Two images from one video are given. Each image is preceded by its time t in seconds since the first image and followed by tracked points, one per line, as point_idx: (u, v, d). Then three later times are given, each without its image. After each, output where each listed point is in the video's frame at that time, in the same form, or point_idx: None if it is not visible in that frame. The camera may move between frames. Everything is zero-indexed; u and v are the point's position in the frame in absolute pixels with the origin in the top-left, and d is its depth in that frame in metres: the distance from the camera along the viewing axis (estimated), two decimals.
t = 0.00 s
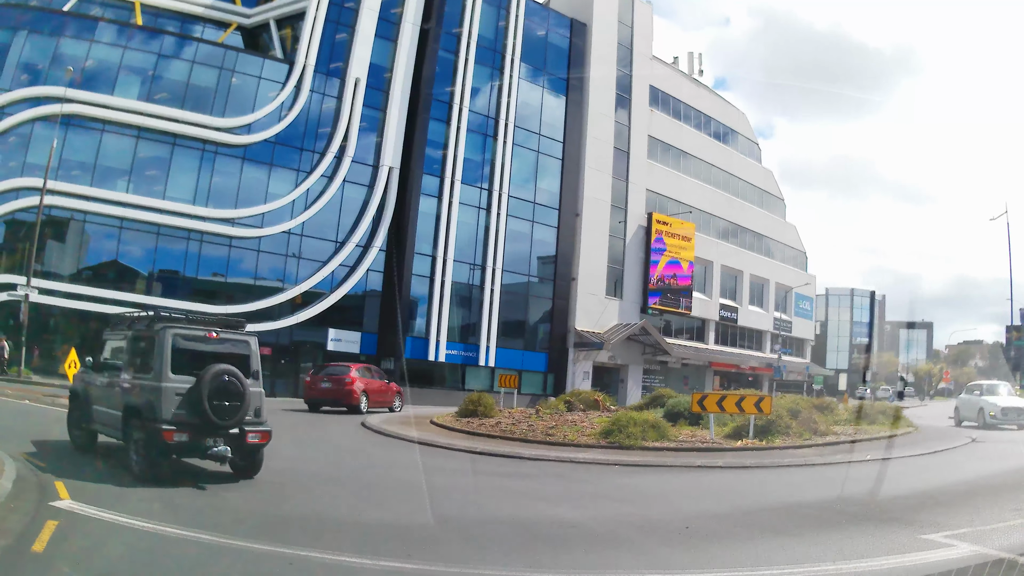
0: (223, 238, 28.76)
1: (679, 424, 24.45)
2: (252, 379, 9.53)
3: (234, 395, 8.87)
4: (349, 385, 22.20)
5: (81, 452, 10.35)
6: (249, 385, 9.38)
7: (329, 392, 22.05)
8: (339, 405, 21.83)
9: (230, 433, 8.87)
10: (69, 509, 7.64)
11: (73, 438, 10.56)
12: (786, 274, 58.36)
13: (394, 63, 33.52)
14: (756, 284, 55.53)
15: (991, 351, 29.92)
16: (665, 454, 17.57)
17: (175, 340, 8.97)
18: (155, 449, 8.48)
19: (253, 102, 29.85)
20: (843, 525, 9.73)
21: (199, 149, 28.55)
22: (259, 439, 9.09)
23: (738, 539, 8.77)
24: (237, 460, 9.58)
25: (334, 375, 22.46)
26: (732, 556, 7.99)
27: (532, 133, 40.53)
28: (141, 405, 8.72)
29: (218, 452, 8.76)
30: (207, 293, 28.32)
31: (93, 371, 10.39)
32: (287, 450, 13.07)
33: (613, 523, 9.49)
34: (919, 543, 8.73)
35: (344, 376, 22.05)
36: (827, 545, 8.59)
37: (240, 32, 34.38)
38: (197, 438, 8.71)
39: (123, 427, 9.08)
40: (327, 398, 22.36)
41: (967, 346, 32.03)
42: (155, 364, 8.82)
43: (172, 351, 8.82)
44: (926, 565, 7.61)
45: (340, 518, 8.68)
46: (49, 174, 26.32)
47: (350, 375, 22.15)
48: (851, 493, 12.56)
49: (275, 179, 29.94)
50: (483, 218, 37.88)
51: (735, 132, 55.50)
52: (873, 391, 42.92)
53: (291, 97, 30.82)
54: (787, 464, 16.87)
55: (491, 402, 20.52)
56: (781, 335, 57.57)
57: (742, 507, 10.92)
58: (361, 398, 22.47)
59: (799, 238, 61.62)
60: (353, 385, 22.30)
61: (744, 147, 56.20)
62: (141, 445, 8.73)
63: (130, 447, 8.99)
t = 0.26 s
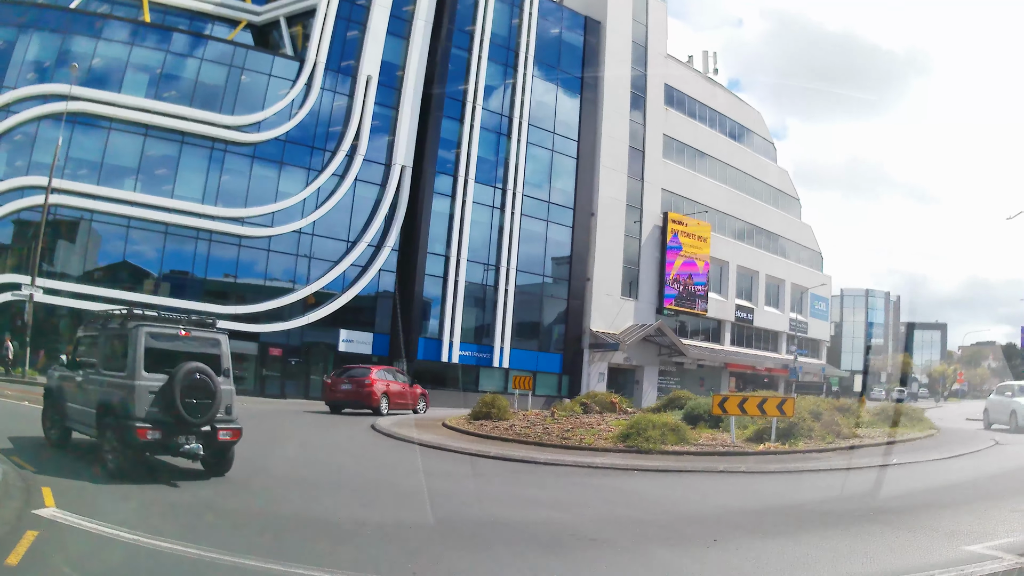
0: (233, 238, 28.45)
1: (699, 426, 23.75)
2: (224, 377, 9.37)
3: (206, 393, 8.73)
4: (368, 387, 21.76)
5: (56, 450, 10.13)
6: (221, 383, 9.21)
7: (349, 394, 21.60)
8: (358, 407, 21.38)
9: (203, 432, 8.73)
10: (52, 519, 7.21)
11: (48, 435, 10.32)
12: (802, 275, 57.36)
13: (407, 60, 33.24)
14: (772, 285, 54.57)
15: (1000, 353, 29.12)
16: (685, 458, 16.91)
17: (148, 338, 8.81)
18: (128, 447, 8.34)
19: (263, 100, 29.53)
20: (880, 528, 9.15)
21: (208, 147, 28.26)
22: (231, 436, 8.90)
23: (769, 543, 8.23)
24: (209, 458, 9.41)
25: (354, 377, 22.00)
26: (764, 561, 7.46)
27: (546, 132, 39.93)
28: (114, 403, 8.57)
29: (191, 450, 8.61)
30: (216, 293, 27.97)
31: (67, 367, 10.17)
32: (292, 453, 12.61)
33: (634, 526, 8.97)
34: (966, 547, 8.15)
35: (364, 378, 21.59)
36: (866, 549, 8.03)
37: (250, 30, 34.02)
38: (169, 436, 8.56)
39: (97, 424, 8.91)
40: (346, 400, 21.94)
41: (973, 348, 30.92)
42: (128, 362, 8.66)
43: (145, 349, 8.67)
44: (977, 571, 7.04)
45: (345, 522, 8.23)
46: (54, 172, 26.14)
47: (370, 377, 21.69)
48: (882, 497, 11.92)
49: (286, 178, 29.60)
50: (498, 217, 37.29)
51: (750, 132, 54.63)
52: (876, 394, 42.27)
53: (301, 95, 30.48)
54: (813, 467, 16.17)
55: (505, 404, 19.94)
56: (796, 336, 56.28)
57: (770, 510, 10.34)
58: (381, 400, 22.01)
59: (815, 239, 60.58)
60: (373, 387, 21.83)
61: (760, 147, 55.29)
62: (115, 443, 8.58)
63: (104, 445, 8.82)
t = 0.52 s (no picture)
0: (240, 237, 28.25)
1: (713, 429, 23.29)
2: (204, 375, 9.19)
3: (189, 391, 8.57)
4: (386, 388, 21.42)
5: (39, 447, 9.94)
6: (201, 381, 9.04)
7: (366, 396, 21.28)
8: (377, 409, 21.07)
9: (185, 430, 8.55)
10: (40, 523, 6.89)
11: (31, 431, 10.13)
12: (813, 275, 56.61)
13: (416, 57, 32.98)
14: (783, 286, 53.89)
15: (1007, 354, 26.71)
16: (700, 461, 16.49)
17: (131, 336, 8.65)
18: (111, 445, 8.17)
19: (270, 98, 29.30)
20: (890, 529, 8.86)
21: (215, 145, 28.06)
22: (211, 434, 8.77)
23: (774, 544, 7.96)
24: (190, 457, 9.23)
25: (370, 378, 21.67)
26: (769, 561, 7.21)
27: (556, 130, 39.52)
28: (97, 401, 8.40)
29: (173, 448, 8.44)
30: (224, 292, 27.76)
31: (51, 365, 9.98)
32: (295, 454, 12.35)
33: (646, 529, 8.61)
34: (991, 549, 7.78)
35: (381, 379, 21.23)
36: (873, 549, 7.78)
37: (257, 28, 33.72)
38: (151, 434, 8.39)
39: (81, 422, 8.75)
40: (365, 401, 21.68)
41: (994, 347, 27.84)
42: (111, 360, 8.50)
43: (128, 347, 8.51)
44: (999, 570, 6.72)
45: (343, 525, 7.92)
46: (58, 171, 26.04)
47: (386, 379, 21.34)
48: (906, 498, 11.48)
49: (294, 177, 29.40)
50: (508, 217, 36.89)
51: (761, 131, 54.01)
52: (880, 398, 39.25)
53: (309, 93, 30.24)
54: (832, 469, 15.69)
55: (516, 405, 19.58)
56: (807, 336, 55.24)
57: (784, 511, 10.00)
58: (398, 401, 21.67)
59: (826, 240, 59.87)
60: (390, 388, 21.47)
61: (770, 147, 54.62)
62: (99, 441, 8.41)
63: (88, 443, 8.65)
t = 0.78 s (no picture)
0: (251, 235, 27.93)
1: (734, 430, 22.59)
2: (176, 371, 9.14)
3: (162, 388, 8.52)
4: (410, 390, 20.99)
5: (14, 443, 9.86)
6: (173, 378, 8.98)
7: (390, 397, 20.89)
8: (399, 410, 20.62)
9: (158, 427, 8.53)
10: (18, 535, 6.49)
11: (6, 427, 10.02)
12: (830, 275, 54.91)
13: (428, 54, 32.63)
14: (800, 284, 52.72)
15: None
16: (722, 463, 15.94)
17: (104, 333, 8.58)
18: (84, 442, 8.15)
19: (280, 95, 28.99)
20: (892, 530, 8.71)
21: (224, 143, 27.79)
22: (183, 431, 8.73)
23: (802, 551, 7.44)
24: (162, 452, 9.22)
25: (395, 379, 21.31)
26: (762, 560, 7.11)
27: (570, 128, 38.88)
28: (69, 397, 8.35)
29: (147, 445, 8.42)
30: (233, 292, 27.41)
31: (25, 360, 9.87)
32: (299, 457, 12.02)
33: (665, 535, 8.13)
34: (1001, 550, 7.57)
35: (404, 379, 20.82)
36: (885, 552, 7.50)
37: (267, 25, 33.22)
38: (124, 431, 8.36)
39: (55, 418, 8.69)
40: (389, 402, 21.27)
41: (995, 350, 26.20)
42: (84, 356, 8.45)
43: (101, 344, 8.46)
44: (998, 570, 6.58)
45: (343, 532, 7.50)
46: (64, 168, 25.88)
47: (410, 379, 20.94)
48: (943, 502, 10.85)
49: (304, 175, 29.05)
50: (523, 215, 36.33)
51: (777, 129, 53.07)
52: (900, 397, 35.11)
53: (320, 90, 29.87)
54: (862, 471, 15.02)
55: (531, 407, 19.04)
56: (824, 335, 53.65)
57: (798, 513, 9.69)
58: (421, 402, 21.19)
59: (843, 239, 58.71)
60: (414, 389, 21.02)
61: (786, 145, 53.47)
62: (72, 438, 8.38)
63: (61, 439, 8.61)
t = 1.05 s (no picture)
0: (261, 234, 27.60)
1: (757, 432, 21.86)
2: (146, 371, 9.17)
3: (133, 385, 8.57)
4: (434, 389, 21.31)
5: None
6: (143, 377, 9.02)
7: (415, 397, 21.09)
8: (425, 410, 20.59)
9: (129, 424, 8.57)
10: None
11: None
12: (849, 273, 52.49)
13: (440, 51, 32.34)
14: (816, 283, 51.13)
15: None
16: (745, 466, 15.33)
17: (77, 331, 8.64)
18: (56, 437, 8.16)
19: (290, 92, 28.68)
20: (926, 533, 8.15)
21: (233, 141, 27.59)
22: (153, 428, 8.77)
23: (829, 558, 6.94)
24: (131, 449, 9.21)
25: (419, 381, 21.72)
26: (764, 560, 6.88)
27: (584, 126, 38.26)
28: (43, 394, 8.38)
29: (119, 441, 8.44)
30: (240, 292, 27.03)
31: None
32: (302, 460, 11.66)
33: (681, 542, 7.66)
34: None
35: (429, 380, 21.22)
36: (918, 557, 6.98)
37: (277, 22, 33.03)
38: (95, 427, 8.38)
39: (26, 416, 8.68)
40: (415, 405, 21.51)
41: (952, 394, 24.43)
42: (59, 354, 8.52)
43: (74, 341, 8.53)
44: None
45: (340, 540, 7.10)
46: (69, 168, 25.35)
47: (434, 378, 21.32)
48: (980, 502, 10.23)
49: (316, 171, 28.77)
50: (537, 213, 35.83)
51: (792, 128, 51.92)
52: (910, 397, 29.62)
53: (330, 87, 29.54)
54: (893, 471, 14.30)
55: (546, 408, 18.47)
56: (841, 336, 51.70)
57: (815, 515, 9.30)
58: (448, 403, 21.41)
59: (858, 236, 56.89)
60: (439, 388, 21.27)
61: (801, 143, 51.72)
62: (45, 434, 8.40)
63: (33, 436, 8.61)
